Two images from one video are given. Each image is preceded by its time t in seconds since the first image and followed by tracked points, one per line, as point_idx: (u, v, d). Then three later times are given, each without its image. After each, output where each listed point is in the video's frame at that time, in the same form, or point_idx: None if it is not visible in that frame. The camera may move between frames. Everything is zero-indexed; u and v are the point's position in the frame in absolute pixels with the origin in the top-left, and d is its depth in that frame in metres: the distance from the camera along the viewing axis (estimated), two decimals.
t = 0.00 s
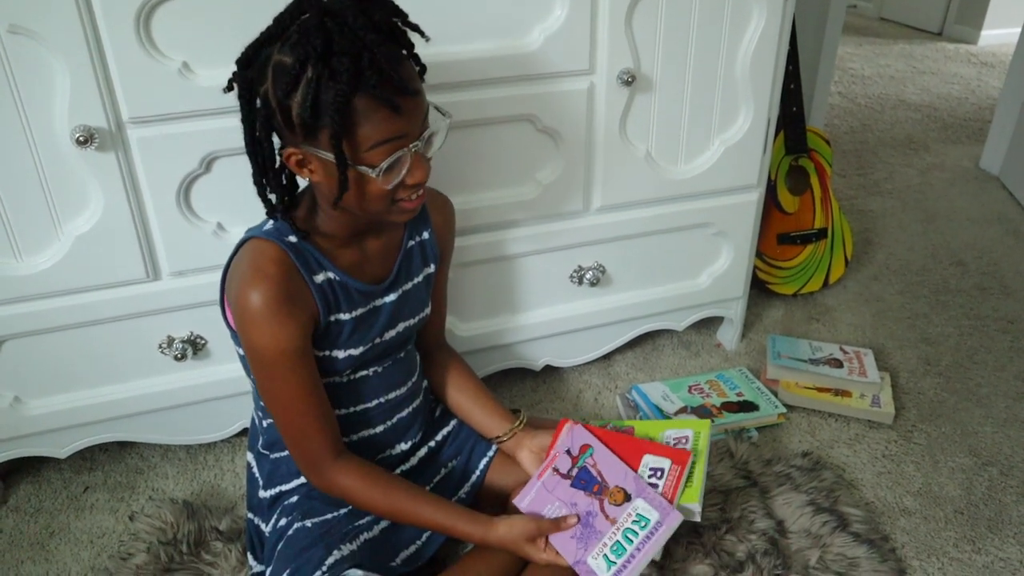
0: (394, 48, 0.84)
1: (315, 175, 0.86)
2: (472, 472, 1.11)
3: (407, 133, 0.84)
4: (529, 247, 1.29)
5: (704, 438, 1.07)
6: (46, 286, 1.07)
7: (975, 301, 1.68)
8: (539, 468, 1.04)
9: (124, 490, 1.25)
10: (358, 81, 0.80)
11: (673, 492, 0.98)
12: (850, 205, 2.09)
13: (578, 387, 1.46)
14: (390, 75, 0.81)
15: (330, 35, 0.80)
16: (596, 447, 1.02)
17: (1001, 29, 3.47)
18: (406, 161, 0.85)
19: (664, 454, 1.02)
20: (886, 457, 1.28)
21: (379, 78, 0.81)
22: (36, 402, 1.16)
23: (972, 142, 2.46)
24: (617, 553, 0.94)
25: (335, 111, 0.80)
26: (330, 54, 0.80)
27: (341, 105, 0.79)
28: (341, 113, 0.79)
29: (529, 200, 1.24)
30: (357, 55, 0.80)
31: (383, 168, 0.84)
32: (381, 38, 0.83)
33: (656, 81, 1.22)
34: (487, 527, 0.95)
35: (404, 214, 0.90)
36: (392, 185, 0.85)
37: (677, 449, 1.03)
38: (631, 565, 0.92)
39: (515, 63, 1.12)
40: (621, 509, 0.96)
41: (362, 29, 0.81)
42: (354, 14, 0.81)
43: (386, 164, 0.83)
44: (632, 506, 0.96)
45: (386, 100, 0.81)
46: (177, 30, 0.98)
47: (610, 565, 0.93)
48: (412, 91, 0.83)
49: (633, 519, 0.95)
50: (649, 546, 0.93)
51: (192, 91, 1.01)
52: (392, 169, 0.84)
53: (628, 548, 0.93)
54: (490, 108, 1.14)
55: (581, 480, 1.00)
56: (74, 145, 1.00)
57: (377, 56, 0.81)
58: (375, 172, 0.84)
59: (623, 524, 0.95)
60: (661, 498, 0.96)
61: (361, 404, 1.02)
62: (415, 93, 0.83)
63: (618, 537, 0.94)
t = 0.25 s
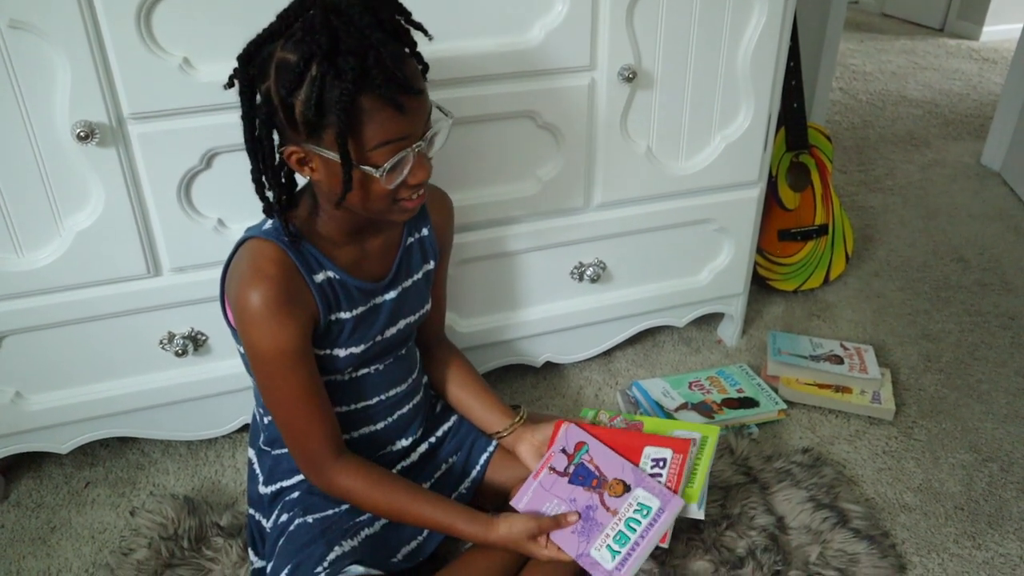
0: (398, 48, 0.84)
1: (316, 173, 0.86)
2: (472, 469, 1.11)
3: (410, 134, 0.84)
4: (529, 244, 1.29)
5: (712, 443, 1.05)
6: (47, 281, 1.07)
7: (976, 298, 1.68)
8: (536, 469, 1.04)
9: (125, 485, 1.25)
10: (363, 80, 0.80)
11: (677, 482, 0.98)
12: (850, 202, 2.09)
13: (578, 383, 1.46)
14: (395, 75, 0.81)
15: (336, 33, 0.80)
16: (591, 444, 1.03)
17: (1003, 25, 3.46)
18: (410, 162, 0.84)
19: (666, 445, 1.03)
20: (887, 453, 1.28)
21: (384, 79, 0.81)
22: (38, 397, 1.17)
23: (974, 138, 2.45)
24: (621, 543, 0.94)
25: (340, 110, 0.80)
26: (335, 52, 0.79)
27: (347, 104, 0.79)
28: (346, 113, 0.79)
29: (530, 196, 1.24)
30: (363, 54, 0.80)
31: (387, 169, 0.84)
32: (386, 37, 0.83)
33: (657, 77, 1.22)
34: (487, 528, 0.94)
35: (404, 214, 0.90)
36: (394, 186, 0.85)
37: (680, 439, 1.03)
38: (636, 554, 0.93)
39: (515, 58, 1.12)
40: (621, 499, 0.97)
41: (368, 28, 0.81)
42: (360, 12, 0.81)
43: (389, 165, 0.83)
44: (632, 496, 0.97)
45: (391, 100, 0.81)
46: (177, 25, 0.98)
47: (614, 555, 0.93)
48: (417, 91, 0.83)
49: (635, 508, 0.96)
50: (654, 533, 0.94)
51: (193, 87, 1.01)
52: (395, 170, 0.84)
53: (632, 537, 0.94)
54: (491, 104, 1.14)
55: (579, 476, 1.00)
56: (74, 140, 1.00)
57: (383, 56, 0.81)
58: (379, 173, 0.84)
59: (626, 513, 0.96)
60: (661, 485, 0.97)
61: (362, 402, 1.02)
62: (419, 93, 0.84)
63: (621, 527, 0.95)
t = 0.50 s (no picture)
0: (401, 47, 0.83)
1: (316, 171, 0.86)
2: (473, 467, 1.10)
3: (412, 135, 0.84)
4: (529, 242, 1.29)
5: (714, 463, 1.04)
6: (47, 279, 1.07)
7: (976, 295, 1.68)
8: (544, 466, 1.03)
9: (126, 483, 1.25)
10: (367, 79, 0.80)
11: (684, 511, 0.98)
12: (851, 199, 2.09)
13: (579, 381, 1.46)
14: (399, 74, 0.81)
15: (340, 30, 0.80)
16: (606, 454, 1.02)
17: (1003, 22, 3.46)
18: (410, 163, 0.84)
19: (677, 470, 1.02)
20: (887, 451, 1.28)
21: (388, 78, 0.80)
22: (38, 395, 1.17)
23: (974, 136, 2.45)
24: (622, 564, 0.94)
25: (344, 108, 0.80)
26: (339, 50, 0.79)
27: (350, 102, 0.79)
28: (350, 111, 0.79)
29: (530, 195, 1.24)
30: (367, 53, 0.80)
31: (388, 169, 0.84)
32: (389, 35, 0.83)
33: (658, 75, 1.22)
34: (488, 525, 0.95)
35: (403, 214, 0.90)
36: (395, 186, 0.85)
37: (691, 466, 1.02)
38: None
39: (516, 56, 1.12)
40: (630, 519, 0.96)
41: (372, 26, 0.81)
42: (365, 10, 0.81)
43: (390, 165, 0.83)
44: (641, 518, 0.96)
45: (395, 100, 0.81)
46: (177, 23, 0.98)
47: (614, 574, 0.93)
48: (419, 90, 0.83)
49: (642, 531, 0.95)
50: (657, 560, 0.93)
51: (193, 86, 1.01)
52: (396, 169, 0.84)
53: (635, 560, 0.94)
54: (492, 102, 1.14)
55: (588, 484, 1.00)
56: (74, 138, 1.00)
57: (386, 55, 0.81)
58: (380, 173, 0.84)
59: (632, 535, 0.95)
60: (672, 514, 0.97)
61: (362, 401, 1.02)
62: (422, 92, 0.84)
63: (625, 547, 0.95)
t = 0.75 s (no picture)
0: (407, 50, 0.84)
1: (317, 171, 0.86)
2: (472, 471, 1.10)
3: (414, 138, 0.84)
4: (529, 244, 1.29)
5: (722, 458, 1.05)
6: (47, 281, 1.07)
7: (977, 299, 1.68)
8: (547, 465, 1.04)
9: (126, 486, 1.25)
10: (372, 79, 0.80)
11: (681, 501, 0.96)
12: (851, 203, 2.09)
13: (579, 384, 1.46)
14: (404, 75, 0.82)
15: (346, 30, 0.80)
16: (604, 449, 1.03)
17: (1004, 26, 3.46)
18: (412, 165, 0.84)
19: (682, 463, 1.02)
20: (887, 454, 1.28)
21: (392, 79, 0.81)
22: (38, 397, 1.17)
23: (975, 139, 2.45)
24: (608, 551, 0.93)
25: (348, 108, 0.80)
26: (345, 49, 0.80)
27: (354, 101, 0.79)
28: (354, 110, 0.79)
29: (531, 197, 1.24)
30: (373, 53, 0.80)
31: (389, 170, 0.83)
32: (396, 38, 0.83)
33: (658, 78, 1.22)
34: (487, 529, 0.94)
35: (403, 216, 0.90)
36: (395, 187, 0.85)
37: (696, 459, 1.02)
38: (622, 563, 0.92)
39: (516, 59, 1.12)
40: (618, 508, 0.96)
41: (379, 28, 0.81)
42: (372, 11, 0.82)
43: (393, 166, 0.83)
44: (629, 506, 0.96)
45: (398, 101, 0.81)
46: (178, 26, 0.98)
47: (598, 561, 0.92)
48: (424, 91, 0.84)
49: (629, 517, 0.95)
50: (640, 546, 0.92)
51: (194, 88, 1.01)
52: (397, 171, 0.84)
53: (619, 547, 0.93)
54: (492, 104, 1.14)
55: (585, 478, 1.00)
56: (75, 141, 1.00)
57: (392, 56, 0.81)
58: (382, 173, 0.83)
59: (619, 522, 0.95)
60: (660, 500, 0.96)
61: (361, 402, 1.02)
62: (426, 93, 0.84)
63: (611, 535, 0.94)
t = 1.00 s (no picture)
0: (410, 45, 0.84)
1: (318, 167, 0.86)
2: (473, 469, 1.10)
3: (415, 134, 0.84)
4: (529, 242, 1.29)
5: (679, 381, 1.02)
6: (47, 279, 1.08)
7: (978, 297, 1.68)
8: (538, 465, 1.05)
9: (126, 483, 1.25)
10: (374, 74, 0.80)
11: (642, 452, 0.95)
12: (852, 201, 2.09)
13: (579, 382, 1.46)
14: (407, 70, 0.81)
15: (349, 24, 0.80)
16: (576, 430, 1.01)
17: (1005, 25, 3.46)
18: (413, 161, 0.84)
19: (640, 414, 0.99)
20: (888, 452, 1.28)
21: (395, 74, 0.80)
22: (39, 394, 1.17)
23: (976, 137, 2.45)
24: (599, 522, 0.94)
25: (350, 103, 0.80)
26: (348, 44, 0.80)
27: (356, 97, 0.79)
28: (356, 106, 0.79)
29: (531, 195, 1.24)
30: (376, 48, 0.80)
31: (391, 166, 0.83)
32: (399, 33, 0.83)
33: (659, 76, 1.22)
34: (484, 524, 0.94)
35: (402, 212, 0.90)
36: (396, 184, 0.85)
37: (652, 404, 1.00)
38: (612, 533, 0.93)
39: (517, 57, 1.12)
40: (597, 480, 0.96)
41: (382, 23, 0.81)
42: (375, 6, 0.82)
43: (394, 162, 0.83)
44: (604, 471, 0.95)
45: (400, 96, 0.81)
46: (179, 23, 0.98)
47: (596, 535, 0.94)
48: (426, 88, 0.84)
49: (607, 483, 0.95)
50: (623, 505, 0.93)
51: (194, 85, 1.01)
52: (398, 168, 0.84)
53: (607, 514, 0.93)
54: (493, 102, 1.14)
55: (568, 463, 1.00)
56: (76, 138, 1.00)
57: (395, 51, 0.81)
58: (384, 169, 0.83)
59: (601, 491, 0.95)
60: (625, 452, 0.95)
61: (361, 400, 1.02)
62: (427, 89, 0.84)
63: (599, 506, 0.95)
